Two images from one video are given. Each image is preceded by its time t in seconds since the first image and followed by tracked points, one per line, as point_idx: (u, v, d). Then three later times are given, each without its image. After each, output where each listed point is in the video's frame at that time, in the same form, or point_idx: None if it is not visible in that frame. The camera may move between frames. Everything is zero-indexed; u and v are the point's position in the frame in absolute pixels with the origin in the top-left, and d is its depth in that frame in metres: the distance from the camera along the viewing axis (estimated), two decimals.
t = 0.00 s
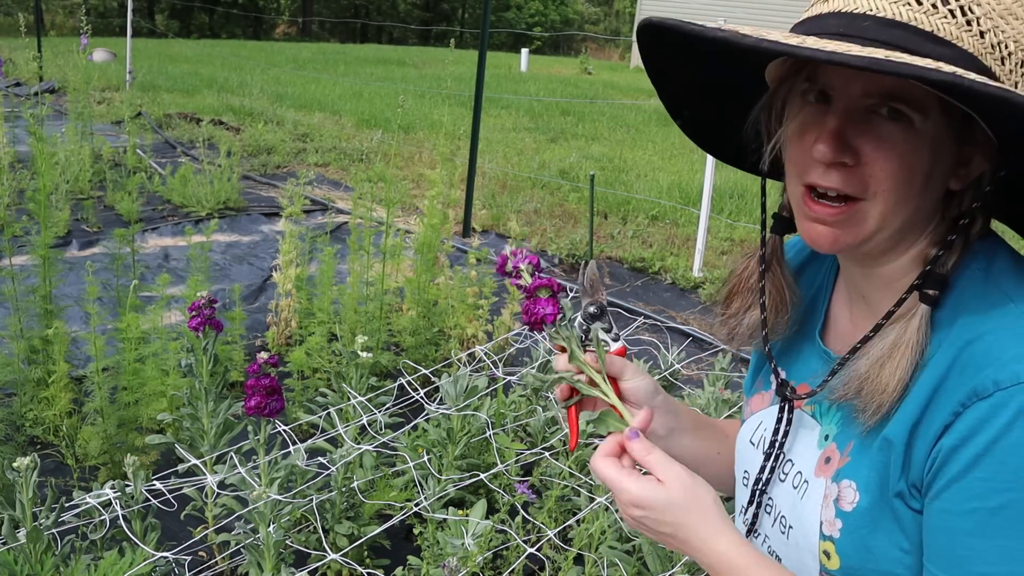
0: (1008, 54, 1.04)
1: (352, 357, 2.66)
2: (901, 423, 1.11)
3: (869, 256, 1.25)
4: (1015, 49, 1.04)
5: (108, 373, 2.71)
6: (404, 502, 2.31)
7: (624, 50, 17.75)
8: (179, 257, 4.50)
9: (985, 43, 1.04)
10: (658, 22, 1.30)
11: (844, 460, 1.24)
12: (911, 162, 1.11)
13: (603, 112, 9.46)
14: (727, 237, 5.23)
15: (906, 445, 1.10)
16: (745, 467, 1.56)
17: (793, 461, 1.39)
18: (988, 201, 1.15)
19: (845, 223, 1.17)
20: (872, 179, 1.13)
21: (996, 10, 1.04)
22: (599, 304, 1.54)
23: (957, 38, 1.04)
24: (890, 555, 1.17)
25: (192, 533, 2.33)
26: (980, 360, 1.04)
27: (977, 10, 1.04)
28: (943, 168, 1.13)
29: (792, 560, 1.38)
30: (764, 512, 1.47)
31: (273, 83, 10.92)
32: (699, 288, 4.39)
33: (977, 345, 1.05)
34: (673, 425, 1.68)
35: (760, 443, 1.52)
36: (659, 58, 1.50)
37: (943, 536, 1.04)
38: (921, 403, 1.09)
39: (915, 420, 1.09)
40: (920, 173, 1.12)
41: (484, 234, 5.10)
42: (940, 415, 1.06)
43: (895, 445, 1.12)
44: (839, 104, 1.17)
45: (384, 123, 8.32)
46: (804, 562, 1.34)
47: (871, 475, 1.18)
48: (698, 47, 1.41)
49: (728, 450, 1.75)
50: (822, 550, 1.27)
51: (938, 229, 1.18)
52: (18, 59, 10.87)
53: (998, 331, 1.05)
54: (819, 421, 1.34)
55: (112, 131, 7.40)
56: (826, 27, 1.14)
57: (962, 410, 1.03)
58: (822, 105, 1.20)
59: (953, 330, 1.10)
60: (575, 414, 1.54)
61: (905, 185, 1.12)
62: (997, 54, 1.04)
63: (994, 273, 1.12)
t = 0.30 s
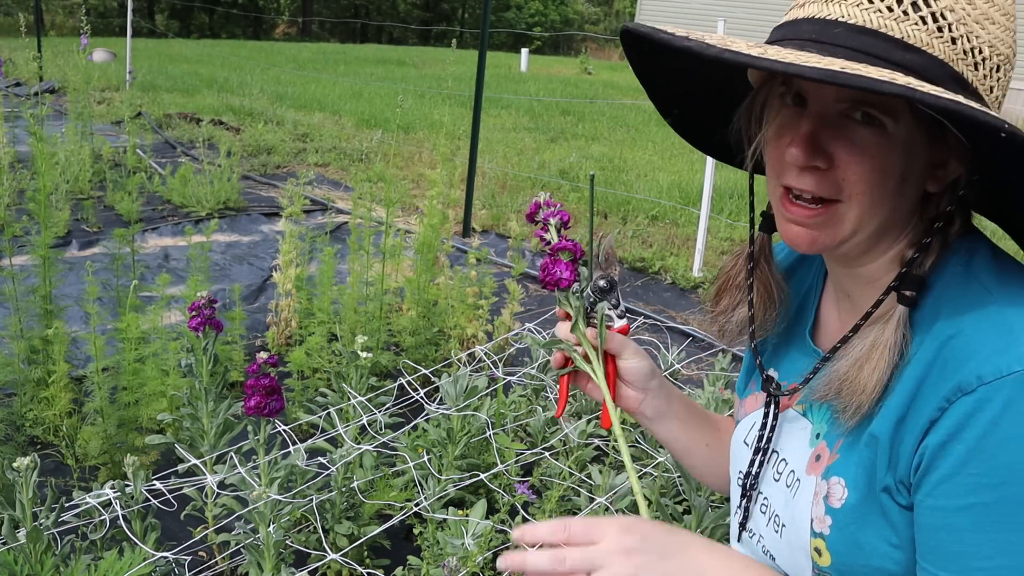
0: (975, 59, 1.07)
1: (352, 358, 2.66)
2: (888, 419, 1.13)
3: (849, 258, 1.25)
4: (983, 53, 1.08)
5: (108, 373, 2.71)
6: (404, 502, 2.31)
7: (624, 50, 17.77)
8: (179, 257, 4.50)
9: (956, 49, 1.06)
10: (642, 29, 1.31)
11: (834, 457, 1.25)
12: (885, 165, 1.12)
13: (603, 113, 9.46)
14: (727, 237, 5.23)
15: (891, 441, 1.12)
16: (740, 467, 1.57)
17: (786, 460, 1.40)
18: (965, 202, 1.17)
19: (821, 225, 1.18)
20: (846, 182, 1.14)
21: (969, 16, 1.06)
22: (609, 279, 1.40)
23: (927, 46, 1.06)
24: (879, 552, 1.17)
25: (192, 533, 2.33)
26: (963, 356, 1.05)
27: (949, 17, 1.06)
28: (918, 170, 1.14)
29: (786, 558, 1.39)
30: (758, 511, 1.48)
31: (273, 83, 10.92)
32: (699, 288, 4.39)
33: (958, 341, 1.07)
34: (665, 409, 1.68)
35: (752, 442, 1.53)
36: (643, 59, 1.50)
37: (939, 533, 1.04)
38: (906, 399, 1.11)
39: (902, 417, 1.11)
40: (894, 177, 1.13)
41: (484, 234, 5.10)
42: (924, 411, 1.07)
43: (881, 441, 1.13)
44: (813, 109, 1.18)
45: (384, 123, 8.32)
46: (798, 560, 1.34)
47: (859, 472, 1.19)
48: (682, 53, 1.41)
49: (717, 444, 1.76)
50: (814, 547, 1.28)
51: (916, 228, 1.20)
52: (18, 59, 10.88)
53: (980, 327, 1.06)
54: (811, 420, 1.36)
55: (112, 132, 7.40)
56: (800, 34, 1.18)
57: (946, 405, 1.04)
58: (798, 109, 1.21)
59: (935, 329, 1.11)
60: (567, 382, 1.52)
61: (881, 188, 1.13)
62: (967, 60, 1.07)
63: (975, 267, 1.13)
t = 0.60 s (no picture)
0: (941, 64, 1.07)
1: (353, 357, 2.66)
2: (859, 414, 1.11)
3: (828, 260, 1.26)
4: (948, 58, 1.07)
5: (108, 373, 2.71)
6: (404, 502, 2.31)
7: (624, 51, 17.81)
8: (179, 257, 4.50)
9: (921, 54, 1.06)
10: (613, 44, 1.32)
11: (817, 453, 1.25)
12: (851, 169, 1.13)
13: (603, 113, 9.46)
14: (727, 237, 5.24)
15: (863, 435, 1.11)
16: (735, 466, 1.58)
17: (776, 458, 1.40)
18: (938, 202, 1.16)
19: (793, 230, 1.19)
20: (815, 185, 1.15)
21: (934, 21, 1.06)
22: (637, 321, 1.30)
23: (891, 52, 1.06)
24: (861, 543, 1.17)
25: (193, 533, 2.33)
26: (924, 347, 1.04)
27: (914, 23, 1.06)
28: (886, 172, 1.14)
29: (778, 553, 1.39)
30: (752, 510, 1.49)
31: (274, 83, 10.92)
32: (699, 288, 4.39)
33: (921, 333, 1.06)
34: (679, 443, 1.68)
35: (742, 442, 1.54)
36: (624, 72, 1.51)
37: (903, 520, 1.01)
38: (875, 393, 1.09)
39: (870, 409, 1.09)
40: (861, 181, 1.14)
41: (484, 234, 5.10)
42: (889, 402, 1.06)
43: (854, 435, 1.12)
44: (782, 116, 1.18)
45: (384, 123, 8.32)
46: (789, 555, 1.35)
47: (839, 466, 1.19)
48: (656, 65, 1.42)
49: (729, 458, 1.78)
50: (801, 543, 1.28)
51: (890, 230, 1.19)
52: (18, 59, 10.88)
53: (944, 317, 1.04)
54: (798, 419, 1.36)
55: (112, 132, 7.40)
56: (768, 43, 1.19)
57: (908, 395, 1.03)
58: (769, 114, 1.22)
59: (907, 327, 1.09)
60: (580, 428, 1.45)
61: (848, 192, 1.14)
62: (933, 65, 1.07)
63: (946, 264, 1.13)
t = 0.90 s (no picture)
0: (897, 58, 1.10)
1: (353, 358, 2.66)
2: (857, 403, 1.14)
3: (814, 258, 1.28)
4: (903, 51, 1.10)
5: (108, 373, 2.70)
6: (404, 502, 2.31)
7: (624, 51, 17.81)
8: (179, 257, 4.50)
9: (874, 50, 1.09)
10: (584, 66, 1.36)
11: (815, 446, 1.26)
12: (826, 163, 1.15)
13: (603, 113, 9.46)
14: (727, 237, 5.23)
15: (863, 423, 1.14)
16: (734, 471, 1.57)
17: (774, 456, 1.40)
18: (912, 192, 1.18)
19: (774, 228, 1.21)
20: (792, 183, 1.18)
21: (885, 18, 1.09)
22: (617, 302, 1.39)
23: (845, 50, 1.10)
24: (866, 530, 1.19)
25: (192, 533, 2.32)
26: (916, 333, 1.07)
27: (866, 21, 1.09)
28: (859, 163, 1.16)
29: (783, 549, 1.39)
30: (753, 510, 1.48)
31: (274, 83, 10.92)
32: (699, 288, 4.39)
33: (909, 318, 1.10)
34: (666, 427, 1.70)
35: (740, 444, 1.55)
36: (606, 93, 1.53)
37: (913, 506, 1.05)
38: (871, 381, 1.12)
39: (866, 399, 1.13)
40: (836, 173, 1.16)
41: (484, 234, 5.10)
42: (886, 391, 1.09)
43: (854, 424, 1.15)
44: (754, 118, 1.21)
45: (384, 123, 8.32)
46: (795, 551, 1.34)
47: (839, 456, 1.20)
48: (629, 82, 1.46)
49: (720, 456, 1.76)
50: (806, 536, 1.29)
51: (871, 220, 1.21)
52: (19, 59, 10.88)
53: (930, 302, 1.08)
54: (793, 416, 1.37)
55: (112, 132, 7.40)
56: (732, 53, 1.22)
57: (904, 381, 1.06)
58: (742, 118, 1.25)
59: (892, 313, 1.13)
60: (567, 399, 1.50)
61: (824, 184, 1.16)
62: (888, 59, 1.09)
63: (927, 250, 1.16)
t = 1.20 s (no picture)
0: (813, 54, 1.14)
1: (353, 357, 2.66)
2: (877, 402, 1.12)
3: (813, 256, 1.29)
4: (823, 46, 1.13)
5: (108, 373, 2.71)
6: (404, 502, 2.31)
7: (624, 51, 17.82)
8: (179, 257, 4.50)
9: (782, 51, 1.16)
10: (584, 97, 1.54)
11: (830, 444, 1.24)
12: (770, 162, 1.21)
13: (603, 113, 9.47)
14: (727, 237, 5.24)
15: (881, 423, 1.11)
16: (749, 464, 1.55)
17: (789, 454, 1.39)
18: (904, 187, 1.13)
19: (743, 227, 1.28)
20: (748, 182, 1.24)
21: (800, 19, 1.16)
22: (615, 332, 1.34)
23: (753, 56, 1.20)
24: (878, 531, 1.16)
25: (193, 533, 2.33)
26: (939, 334, 1.04)
27: (778, 27, 1.17)
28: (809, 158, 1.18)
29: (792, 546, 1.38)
30: (764, 505, 1.47)
31: (274, 83, 10.92)
32: (699, 288, 4.39)
33: (936, 321, 1.05)
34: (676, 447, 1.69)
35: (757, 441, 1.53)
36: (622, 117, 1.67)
37: (920, 507, 1.01)
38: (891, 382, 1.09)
39: (886, 398, 1.10)
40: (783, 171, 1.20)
41: (484, 234, 5.10)
42: (905, 389, 1.06)
43: (871, 423, 1.13)
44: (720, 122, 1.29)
45: (384, 123, 8.32)
46: (804, 549, 1.33)
47: (854, 455, 1.18)
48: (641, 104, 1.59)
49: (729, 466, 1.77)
50: (818, 533, 1.27)
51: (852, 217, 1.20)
52: (19, 59, 10.90)
53: (957, 304, 1.04)
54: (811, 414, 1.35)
55: (112, 132, 7.41)
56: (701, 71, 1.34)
57: (925, 383, 1.03)
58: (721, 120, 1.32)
59: (917, 313, 1.10)
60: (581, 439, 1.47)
61: (772, 182, 1.22)
62: (799, 56, 1.14)
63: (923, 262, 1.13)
